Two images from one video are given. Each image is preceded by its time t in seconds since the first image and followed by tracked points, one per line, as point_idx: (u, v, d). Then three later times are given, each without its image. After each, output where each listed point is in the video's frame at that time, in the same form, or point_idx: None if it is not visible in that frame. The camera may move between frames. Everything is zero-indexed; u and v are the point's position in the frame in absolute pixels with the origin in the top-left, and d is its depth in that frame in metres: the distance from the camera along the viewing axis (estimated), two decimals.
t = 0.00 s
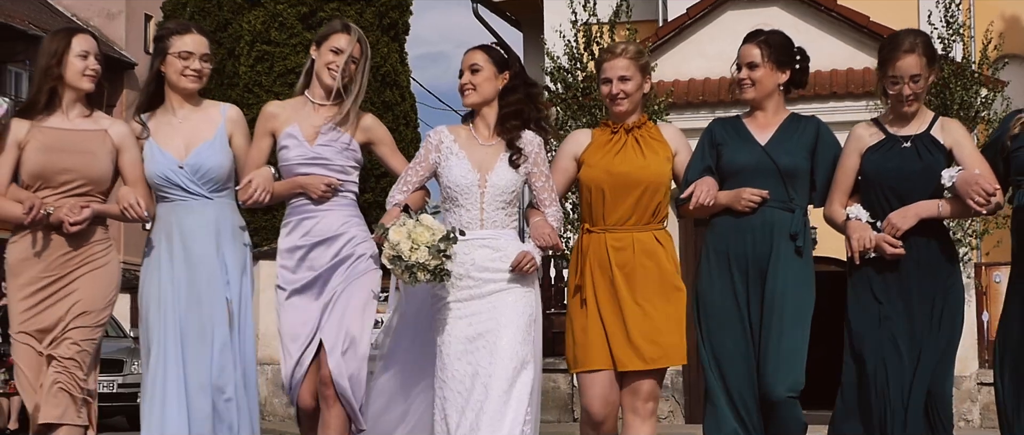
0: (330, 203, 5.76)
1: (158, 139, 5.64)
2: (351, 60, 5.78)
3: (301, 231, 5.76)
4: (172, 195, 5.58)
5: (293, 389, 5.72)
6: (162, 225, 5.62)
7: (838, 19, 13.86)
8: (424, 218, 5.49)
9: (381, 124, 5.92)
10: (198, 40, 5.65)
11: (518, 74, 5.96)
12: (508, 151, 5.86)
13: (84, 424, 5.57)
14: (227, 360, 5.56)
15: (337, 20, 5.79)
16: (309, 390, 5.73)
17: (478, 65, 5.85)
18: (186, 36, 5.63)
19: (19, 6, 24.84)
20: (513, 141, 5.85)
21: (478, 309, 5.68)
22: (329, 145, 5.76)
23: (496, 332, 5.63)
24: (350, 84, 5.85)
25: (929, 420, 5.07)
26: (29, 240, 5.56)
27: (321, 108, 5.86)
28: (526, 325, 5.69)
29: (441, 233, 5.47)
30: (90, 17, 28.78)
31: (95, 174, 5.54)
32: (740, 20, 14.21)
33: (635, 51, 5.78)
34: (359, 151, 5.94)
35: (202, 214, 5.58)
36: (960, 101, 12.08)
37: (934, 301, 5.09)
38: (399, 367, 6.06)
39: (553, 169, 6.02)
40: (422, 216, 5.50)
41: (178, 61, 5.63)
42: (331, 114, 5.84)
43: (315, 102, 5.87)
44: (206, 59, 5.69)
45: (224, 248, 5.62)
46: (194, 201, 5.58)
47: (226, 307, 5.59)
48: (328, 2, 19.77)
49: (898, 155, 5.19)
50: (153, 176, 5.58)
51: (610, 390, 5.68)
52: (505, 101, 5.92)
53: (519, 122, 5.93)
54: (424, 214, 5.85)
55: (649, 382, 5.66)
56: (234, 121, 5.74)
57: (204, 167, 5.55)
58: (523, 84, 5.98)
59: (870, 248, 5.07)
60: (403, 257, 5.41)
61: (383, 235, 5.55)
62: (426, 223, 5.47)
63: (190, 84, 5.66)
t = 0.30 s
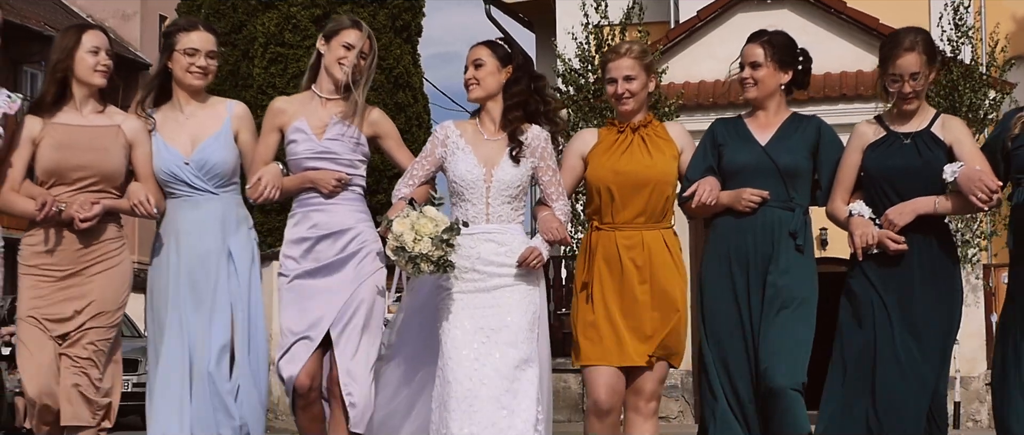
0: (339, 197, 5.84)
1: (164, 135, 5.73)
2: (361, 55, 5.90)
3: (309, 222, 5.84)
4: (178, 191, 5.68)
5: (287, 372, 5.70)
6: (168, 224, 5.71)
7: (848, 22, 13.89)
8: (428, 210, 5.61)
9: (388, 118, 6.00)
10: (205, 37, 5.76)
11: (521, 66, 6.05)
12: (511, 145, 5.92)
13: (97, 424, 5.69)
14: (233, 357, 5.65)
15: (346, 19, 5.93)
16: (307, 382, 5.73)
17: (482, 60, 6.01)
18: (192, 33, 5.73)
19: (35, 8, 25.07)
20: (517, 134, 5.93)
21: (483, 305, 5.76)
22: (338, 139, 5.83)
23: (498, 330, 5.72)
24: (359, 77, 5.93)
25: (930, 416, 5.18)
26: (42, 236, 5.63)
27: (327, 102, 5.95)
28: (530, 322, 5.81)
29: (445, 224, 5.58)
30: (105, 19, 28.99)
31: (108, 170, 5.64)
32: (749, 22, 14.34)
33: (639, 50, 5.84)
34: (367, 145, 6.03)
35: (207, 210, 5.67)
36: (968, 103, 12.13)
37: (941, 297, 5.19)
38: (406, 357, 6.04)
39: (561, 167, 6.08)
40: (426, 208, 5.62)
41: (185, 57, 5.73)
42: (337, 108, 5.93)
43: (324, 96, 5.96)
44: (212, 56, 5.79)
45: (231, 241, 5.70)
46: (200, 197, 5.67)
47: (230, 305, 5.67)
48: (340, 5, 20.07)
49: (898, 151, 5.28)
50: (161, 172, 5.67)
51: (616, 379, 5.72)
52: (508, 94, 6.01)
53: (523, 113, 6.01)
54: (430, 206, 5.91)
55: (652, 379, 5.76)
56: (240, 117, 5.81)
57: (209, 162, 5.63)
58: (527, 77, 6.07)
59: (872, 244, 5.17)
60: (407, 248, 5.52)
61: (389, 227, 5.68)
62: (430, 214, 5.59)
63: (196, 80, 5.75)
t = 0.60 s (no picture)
0: (345, 191, 5.91)
1: (168, 134, 5.83)
2: (367, 50, 5.99)
3: (312, 216, 5.90)
4: (180, 191, 5.77)
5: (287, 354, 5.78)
6: (172, 223, 5.79)
7: (852, 22, 13.94)
8: (429, 203, 5.69)
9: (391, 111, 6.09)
10: (207, 38, 5.83)
11: (520, 62, 6.10)
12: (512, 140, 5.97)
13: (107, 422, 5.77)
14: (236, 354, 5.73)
15: (348, 17, 5.99)
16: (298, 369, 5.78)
17: (482, 57, 6.05)
18: (194, 34, 5.81)
19: (44, 9, 25.26)
20: (519, 127, 5.97)
21: (484, 300, 5.83)
22: (344, 133, 5.91)
23: (495, 324, 5.80)
24: (365, 71, 6.02)
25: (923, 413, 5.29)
26: (49, 233, 5.68)
27: (332, 97, 6.01)
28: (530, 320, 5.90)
29: (447, 216, 5.66)
30: (115, 20, 29.18)
31: (118, 167, 5.71)
32: (755, 24, 14.36)
33: (639, 49, 5.88)
34: (371, 137, 6.11)
35: (208, 209, 5.75)
36: (972, 103, 12.16)
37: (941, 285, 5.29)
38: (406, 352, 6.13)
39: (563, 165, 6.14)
40: (427, 200, 5.70)
41: (187, 58, 5.81)
42: (341, 103, 5.99)
43: (327, 90, 6.02)
44: (213, 56, 5.86)
45: (234, 236, 5.78)
46: (202, 196, 5.76)
47: (230, 301, 5.74)
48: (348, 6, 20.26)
49: (895, 149, 5.33)
50: (164, 171, 5.76)
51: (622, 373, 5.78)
52: (509, 88, 6.06)
53: (524, 106, 6.06)
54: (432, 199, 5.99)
55: (652, 378, 5.80)
56: (243, 118, 5.89)
57: (210, 162, 5.71)
58: (528, 72, 6.12)
59: (870, 241, 5.24)
60: (409, 240, 5.59)
61: (391, 219, 5.73)
62: (431, 207, 5.67)
63: (197, 81, 5.83)
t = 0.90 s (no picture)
0: (353, 190, 5.99)
1: (175, 137, 5.91)
2: (373, 48, 6.07)
3: (318, 213, 5.96)
4: (184, 194, 5.85)
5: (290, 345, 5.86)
6: (178, 224, 5.87)
7: (858, 23, 13.97)
8: (434, 200, 5.79)
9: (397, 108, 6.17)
10: (212, 44, 5.90)
11: (524, 62, 6.14)
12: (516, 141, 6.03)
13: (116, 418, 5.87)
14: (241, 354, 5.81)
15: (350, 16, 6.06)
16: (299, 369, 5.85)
17: (485, 59, 6.11)
18: (199, 40, 5.88)
19: (57, 10, 25.46)
20: (525, 127, 6.03)
21: (486, 300, 5.89)
22: (352, 132, 5.98)
23: (494, 322, 5.87)
24: (370, 72, 6.12)
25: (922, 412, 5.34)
26: (58, 233, 5.74)
27: (337, 95, 6.07)
28: (533, 321, 6.01)
29: (452, 213, 5.72)
30: (126, 21, 29.37)
31: (127, 169, 5.79)
32: (762, 24, 14.42)
33: (642, 51, 5.94)
34: (377, 135, 6.18)
35: (209, 211, 5.84)
36: (977, 103, 12.35)
37: (937, 285, 5.33)
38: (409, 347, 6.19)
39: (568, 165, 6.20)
40: (431, 198, 5.79)
41: (191, 64, 5.89)
42: (346, 101, 6.06)
43: (333, 89, 6.08)
44: (218, 62, 5.92)
45: (237, 239, 5.87)
46: (205, 199, 5.84)
47: (231, 300, 5.82)
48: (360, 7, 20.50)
49: (896, 153, 5.36)
50: (169, 174, 5.84)
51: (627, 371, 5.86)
52: (515, 89, 6.11)
53: (530, 107, 6.11)
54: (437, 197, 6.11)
55: (655, 377, 5.89)
56: (250, 123, 5.99)
57: (213, 166, 5.80)
58: (532, 71, 6.17)
59: (867, 240, 5.29)
60: (414, 237, 5.66)
61: (394, 216, 5.86)
62: (436, 205, 5.76)
63: (202, 87, 5.91)
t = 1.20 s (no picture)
0: (359, 193, 6.05)
1: (183, 142, 5.98)
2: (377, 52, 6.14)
3: (323, 216, 6.02)
4: (189, 197, 5.91)
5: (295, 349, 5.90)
6: (182, 227, 5.93)
7: (866, 24, 14.04)
8: (439, 204, 5.82)
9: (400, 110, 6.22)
10: (219, 50, 5.95)
11: (527, 67, 6.19)
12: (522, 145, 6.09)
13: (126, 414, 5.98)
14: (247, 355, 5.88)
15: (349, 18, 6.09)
16: (305, 371, 5.88)
17: (488, 64, 6.17)
18: (205, 47, 5.93)
19: (69, 12, 25.62)
20: (531, 133, 6.08)
21: (490, 302, 5.95)
22: (356, 135, 6.03)
23: (497, 324, 5.94)
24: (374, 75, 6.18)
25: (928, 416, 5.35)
26: (65, 236, 5.80)
27: (342, 99, 6.13)
28: (535, 323, 6.08)
29: (456, 217, 5.77)
30: (137, 21, 29.53)
31: (134, 172, 5.87)
32: (770, 26, 14.43)
33: (644, 54, 5.97)
34: (381, 137, 6.23)
35: (216, 213, 5.89)
36: (983, 104, 12.57)
37: (935, 287, 5.36)
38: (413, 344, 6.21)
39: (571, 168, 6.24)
40: (436, 202, 5.82)
41: (198, 71, 5.95)
42: (350, 105, 6.11)
43: (337, 93, 6.14)
44: (224, 68, 5.99)
45: (238, 241, 5.90)
46: (209, 204, 5.89)
47: (236, 302, 5.88)
48: (369, 9, 20.64)
49: (896, 158, 5.39)
50: (175, 177, 5.90)
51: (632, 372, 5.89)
52: (521, 94, 6.16)
53: (537, 112, 6.16)
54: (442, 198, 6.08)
55: (659, 380, 5.96)
56: (259, 128, 6.03)
57: (218, 170, 5.85)
58: (536, 76, 6.23)
59: (865, 241, 5.33)
60: (420, 241, 5.70)
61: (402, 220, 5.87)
62: (441, 208, 5.80)
63: (209, 93, 5.98)
